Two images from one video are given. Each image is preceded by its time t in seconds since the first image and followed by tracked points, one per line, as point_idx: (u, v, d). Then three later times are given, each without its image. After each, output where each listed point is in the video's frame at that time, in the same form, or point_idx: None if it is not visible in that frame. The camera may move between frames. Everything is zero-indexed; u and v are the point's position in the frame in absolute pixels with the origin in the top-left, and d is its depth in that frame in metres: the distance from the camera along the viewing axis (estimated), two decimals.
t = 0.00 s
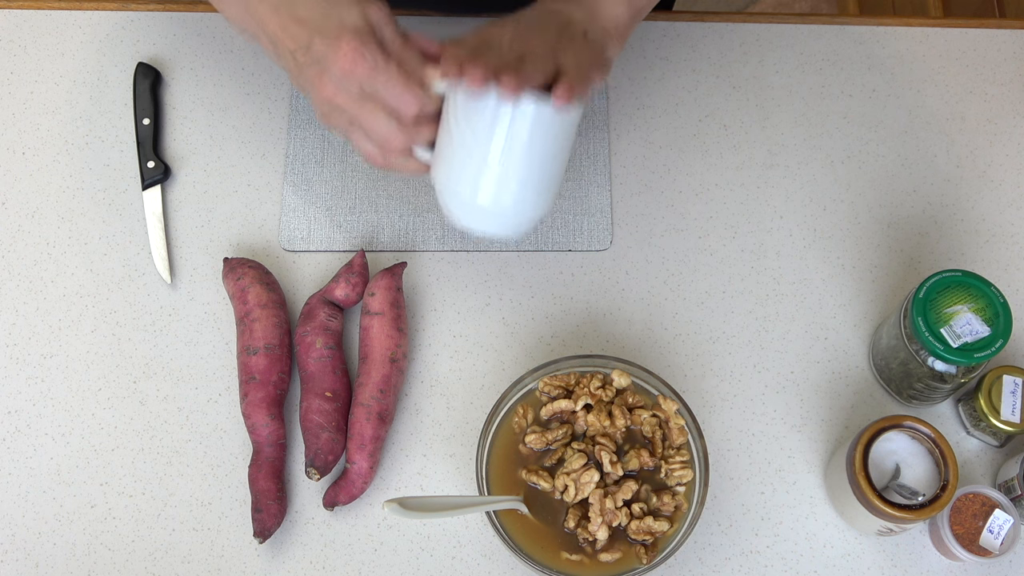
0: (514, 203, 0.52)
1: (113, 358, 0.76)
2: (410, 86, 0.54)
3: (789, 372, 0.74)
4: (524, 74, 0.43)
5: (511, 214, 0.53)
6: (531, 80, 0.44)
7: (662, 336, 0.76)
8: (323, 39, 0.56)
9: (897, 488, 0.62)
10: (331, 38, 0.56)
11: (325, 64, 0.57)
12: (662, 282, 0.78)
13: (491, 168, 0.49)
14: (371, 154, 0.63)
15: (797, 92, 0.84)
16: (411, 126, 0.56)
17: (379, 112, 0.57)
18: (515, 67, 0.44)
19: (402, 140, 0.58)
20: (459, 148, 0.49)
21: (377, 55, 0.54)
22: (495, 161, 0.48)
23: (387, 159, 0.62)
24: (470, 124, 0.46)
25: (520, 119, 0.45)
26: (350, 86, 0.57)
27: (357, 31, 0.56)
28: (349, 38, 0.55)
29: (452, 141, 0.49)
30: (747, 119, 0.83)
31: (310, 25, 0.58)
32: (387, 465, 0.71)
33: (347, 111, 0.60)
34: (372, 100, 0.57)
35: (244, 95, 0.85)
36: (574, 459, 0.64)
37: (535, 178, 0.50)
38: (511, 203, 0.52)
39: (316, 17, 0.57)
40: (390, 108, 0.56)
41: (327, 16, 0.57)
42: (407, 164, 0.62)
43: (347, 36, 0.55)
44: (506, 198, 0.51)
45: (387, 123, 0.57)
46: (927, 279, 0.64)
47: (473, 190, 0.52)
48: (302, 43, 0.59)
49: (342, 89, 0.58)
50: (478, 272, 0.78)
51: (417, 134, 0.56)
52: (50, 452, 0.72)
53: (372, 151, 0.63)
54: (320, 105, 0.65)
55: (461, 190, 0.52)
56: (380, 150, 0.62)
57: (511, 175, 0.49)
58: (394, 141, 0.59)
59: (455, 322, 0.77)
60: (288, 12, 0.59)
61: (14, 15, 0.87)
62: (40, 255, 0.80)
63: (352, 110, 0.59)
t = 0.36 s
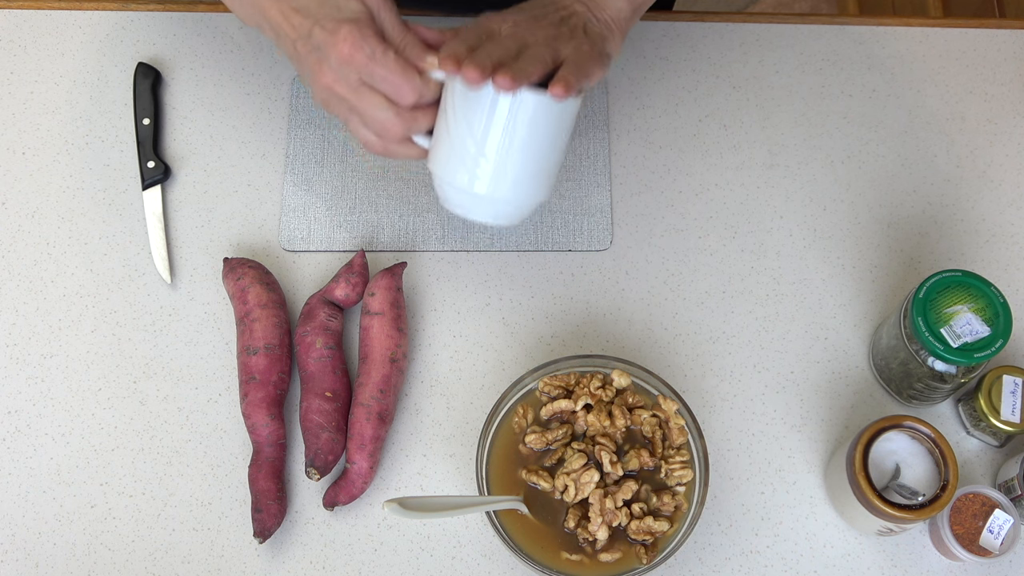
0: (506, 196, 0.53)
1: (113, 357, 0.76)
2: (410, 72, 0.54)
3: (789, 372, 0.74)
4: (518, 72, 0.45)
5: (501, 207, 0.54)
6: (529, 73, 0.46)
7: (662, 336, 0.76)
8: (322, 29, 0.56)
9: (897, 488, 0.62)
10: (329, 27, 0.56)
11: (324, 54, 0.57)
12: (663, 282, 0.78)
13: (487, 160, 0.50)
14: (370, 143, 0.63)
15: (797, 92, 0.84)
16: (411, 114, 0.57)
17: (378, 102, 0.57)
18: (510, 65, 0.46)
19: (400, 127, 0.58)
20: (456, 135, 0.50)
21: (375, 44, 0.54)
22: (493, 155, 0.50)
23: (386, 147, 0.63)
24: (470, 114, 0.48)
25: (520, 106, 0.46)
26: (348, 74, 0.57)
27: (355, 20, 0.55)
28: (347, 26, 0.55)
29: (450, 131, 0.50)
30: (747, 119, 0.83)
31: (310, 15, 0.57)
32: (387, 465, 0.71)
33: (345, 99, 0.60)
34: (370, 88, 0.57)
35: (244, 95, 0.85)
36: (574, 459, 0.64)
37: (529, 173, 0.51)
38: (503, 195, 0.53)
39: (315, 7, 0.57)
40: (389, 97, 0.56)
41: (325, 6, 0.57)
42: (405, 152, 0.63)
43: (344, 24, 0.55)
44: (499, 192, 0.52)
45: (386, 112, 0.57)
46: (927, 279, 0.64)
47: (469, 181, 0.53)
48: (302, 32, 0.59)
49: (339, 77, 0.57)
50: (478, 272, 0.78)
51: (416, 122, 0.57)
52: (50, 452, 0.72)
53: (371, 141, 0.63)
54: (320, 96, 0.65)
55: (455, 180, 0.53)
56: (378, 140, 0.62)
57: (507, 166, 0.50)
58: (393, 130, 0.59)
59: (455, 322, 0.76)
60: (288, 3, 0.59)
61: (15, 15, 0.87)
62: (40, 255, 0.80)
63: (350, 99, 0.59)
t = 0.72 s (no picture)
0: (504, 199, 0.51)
1: (113, 357, 0.76)
2: (405, 59, 0.54)
3: (789, 372, 0.74)
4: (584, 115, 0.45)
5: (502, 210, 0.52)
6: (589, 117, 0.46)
7: (662, 336, 0.76)
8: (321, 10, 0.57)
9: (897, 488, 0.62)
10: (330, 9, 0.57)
11: (320, 34, 0.57)
12: (663, 282, 0.78)
13: (480, 149, 0.48)
14: (354, 133, 0.62)
15: (797, 92, 0.84)
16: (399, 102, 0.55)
17: (367, 85, 0.56)
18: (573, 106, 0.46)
19: (385, 116, 0.56)
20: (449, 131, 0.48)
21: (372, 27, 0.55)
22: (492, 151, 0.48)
23: (368, 140, 0.61)
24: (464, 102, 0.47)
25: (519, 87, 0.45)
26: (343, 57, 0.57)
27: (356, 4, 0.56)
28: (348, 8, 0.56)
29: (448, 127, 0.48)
30: (747, 119, 0.83)
31: None
32: (387, 465, 0.71)
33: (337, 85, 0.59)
34: (362, 71, 0.57)
35: (243, 95, 0.85)
36: (574, 459, 0.64)
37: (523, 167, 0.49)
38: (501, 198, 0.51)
39: None
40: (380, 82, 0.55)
41: None
42: (386, 148, 0.60)
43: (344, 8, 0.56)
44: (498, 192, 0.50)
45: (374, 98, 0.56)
46: (927, 279, 0.64)
47: (462, 176, 0.50)
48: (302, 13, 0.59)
49: (332, 57, 0.57)
50: (478, 272, 0.78)
51: (401, 112, 0.55)
52: (50, 452, 0.72)
53: (354, 128, 0.61)
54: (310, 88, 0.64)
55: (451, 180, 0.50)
56: (363, 129, 0.60)
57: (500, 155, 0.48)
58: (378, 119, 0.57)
59: (455, 322, 0.77)
60: None
61: (14, 15, 0.87)
62: (40, 255, 0.80)
63: (341, 83, 0.58)
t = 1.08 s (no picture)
0: (453, 233, 0.50)
1: (114, 357, 0.76)
2: (404, 55, 0.53)
3: (789, 372, 0.74)
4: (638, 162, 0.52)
5: (446, 244, 0.51)
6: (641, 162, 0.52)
7: (662, 336, 0.76)
8: None
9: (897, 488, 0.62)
10: None
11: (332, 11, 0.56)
12: (663, 282, 0.78)
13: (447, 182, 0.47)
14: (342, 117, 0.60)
15: (797, 92, 0.84)
16: (389, 98, 0.55)
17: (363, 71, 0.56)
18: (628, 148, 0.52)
19: (374, 105, 0.56)
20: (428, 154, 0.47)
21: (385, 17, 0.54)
22: (445, 186, 0.47)
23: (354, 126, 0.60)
24: (450, 134, 0.45)
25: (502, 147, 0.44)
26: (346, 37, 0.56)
27: None
28: None
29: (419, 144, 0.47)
30: (747, 119, 0.83)
31: None
32: (387, 465, 0.71)
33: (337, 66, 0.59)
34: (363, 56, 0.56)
35: (243, 95, 0.85)
36: (574, 459, 0.64)
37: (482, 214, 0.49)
38: (447, 233, 0.50)
39: None
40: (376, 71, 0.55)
41: None
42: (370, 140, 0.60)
43: None
44: (444, 225, 0.49)
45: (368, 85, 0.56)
46: (927, 279, 0.64)
47: (422, 201, 0.49)
48: None
49: (339, 38, 0.57)
50: (478, 271, 0.78)
51: (389, 107, 0.56)
52: (50, 452, 0.72)
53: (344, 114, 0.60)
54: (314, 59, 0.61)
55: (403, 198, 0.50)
56: (349, 114, 0.60)
57: (464, 199, 0.47)
58: (367, 107, 0.57)
59: (455, 321, 0.77)
60: None
61: (14, 15, 0.87)
62: (40, 255, 0.80)
63: (340, 64, 0.58)
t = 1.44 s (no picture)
0: (488, 236, 0.51)
1: (114, 357, 0.76)
2: (434, 60, 0.53)
3: (789, 372, 0.74)
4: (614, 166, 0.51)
5: (479, 246, 0.52)
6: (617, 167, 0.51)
7: (662, 336, 0.76)
8: None
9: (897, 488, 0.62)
10: None
11: (360, 17, 0.56)
12: (663, 282, 0.78)
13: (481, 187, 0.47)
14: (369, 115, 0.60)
15: (797, 92, 0.84)
16: (420, 102, 0.55)
17: (393, 76, 0.56)
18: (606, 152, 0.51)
19: (405, 110, 0.56)
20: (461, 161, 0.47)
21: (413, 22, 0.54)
22: (481, 190, 0.47)
23: (381, 126, 0.60)
24: (483, 140, 0.45)
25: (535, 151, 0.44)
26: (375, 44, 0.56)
27: None
28: None
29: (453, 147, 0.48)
30: (747, 119, 0.83)
31: None
32: (387, 465, 0.71)
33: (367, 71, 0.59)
34: (393, 62, 0.56)
35: (243, 95, 0.85)
36: (574, 459, 0.64)
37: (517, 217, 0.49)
38: (481, 234, 0.51)
39: None
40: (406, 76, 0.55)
41: None
42: (396, 140, 0.60)
43: None
44: (478, 227, 0.50)
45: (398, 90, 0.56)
46: (927, 279, 0.64)
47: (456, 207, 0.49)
48: None
49: (368, 44, 0.57)
50: (478, 271, 0.78)
51: (421, 112, 0.55)
52: (50, 452, 0.72)
53: (372, 114, 0.60)
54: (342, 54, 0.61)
55: (437, 202, 0.50)
56: (376, 116, 0.60)
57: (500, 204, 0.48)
58: (397, 111, 0.57)
59: (455, 321, 0.77)
60: None
61: (15, 16, 0.87)
62: (40, 255, 0.80)
63: (368, 69, 0.58)
